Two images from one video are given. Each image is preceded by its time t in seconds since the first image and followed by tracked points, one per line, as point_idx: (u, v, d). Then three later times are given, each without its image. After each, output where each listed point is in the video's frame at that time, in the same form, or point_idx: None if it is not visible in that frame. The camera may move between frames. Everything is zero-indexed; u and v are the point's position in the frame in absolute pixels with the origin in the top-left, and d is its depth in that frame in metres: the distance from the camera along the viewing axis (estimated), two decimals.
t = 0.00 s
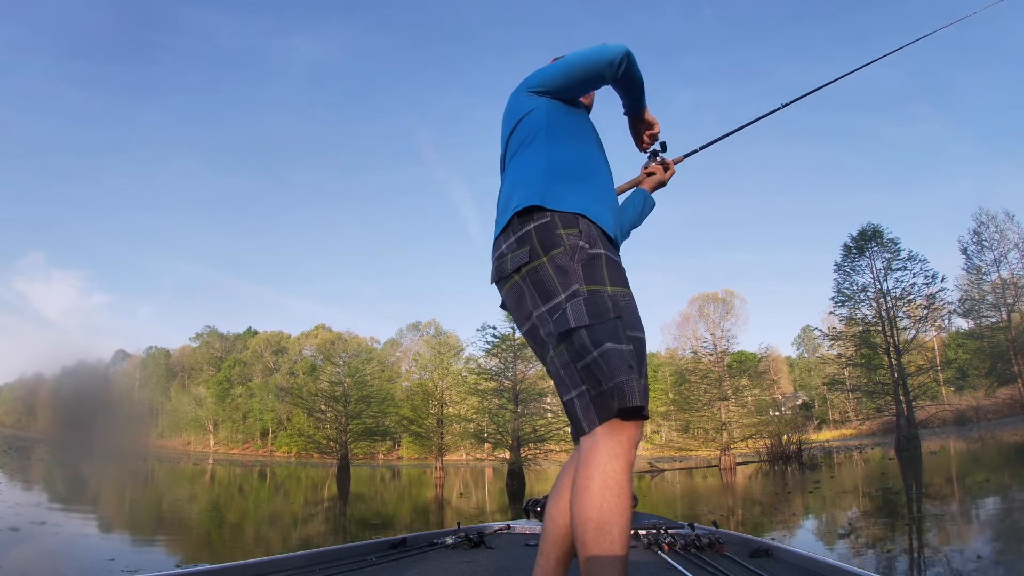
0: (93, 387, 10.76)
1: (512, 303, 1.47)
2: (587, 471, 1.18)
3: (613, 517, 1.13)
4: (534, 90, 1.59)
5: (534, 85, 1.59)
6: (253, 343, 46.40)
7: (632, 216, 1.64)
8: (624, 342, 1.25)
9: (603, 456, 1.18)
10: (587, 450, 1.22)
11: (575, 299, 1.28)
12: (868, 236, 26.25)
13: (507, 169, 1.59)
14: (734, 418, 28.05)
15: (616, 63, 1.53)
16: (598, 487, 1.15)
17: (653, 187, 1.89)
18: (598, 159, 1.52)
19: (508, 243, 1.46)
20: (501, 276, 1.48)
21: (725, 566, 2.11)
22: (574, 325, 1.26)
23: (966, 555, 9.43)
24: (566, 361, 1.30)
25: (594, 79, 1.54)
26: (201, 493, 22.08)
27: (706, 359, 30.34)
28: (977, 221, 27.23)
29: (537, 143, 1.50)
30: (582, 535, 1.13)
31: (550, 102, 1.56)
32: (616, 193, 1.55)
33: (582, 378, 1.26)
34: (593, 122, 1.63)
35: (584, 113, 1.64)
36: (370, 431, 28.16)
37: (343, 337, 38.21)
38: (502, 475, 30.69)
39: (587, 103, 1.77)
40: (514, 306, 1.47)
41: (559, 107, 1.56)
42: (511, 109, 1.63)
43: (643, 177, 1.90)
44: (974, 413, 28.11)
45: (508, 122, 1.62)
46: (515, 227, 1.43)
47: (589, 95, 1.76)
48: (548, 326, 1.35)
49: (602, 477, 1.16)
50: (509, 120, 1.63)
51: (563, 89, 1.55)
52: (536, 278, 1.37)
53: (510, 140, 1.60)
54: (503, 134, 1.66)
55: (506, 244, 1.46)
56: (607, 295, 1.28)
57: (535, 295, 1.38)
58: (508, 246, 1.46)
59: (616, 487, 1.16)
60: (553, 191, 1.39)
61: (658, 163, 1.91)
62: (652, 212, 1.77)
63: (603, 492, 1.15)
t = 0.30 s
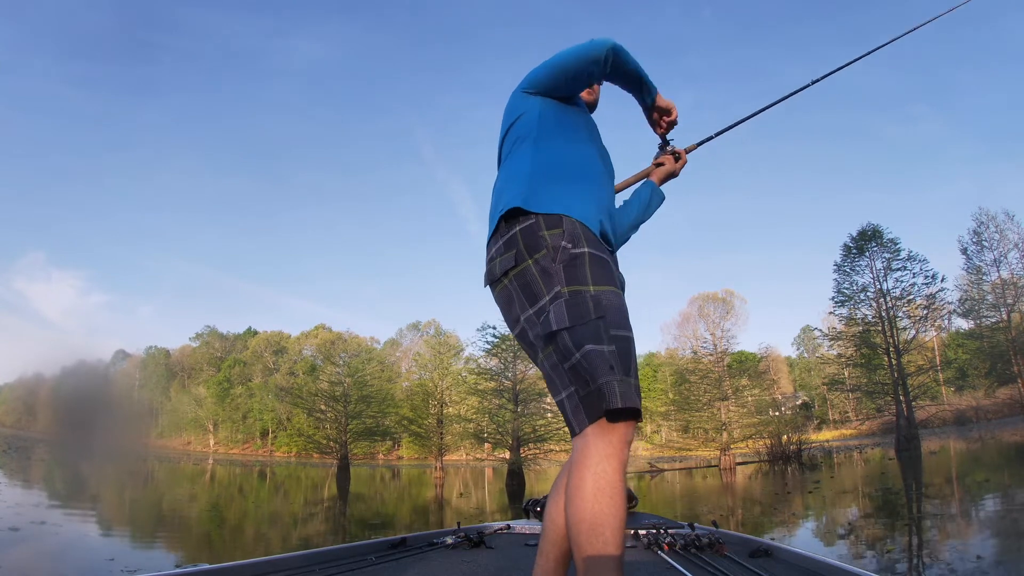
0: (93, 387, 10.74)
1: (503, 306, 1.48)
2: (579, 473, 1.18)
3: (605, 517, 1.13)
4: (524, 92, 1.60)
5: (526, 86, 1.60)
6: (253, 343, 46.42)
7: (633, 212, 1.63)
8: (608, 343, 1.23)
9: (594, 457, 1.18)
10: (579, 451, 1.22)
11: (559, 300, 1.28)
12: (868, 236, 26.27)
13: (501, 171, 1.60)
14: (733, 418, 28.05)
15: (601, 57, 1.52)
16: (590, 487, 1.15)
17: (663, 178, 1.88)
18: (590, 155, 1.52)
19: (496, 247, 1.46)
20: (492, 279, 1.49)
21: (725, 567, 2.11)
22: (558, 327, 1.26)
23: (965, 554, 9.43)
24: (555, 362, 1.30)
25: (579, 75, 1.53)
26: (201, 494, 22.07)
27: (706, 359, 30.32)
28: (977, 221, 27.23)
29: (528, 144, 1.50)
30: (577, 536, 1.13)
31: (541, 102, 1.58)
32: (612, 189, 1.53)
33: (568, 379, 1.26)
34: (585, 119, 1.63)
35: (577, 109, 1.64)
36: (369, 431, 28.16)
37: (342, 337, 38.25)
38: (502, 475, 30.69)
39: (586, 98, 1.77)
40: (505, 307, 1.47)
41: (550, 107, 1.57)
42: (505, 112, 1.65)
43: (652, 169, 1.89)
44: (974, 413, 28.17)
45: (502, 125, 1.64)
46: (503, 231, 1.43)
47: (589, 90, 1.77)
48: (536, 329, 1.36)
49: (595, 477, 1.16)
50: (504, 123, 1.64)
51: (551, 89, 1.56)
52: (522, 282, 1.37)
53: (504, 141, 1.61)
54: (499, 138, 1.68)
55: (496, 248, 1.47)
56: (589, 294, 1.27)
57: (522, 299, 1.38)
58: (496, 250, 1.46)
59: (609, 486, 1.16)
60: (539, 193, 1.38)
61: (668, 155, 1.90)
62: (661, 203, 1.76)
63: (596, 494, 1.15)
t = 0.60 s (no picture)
0: (93, 387, 10.73)
1: (503, 307, 1.49)
2: (576, 473, 1.18)
3: (600, 516, 1.13)
4: (519, 94, 1.61)
5: (519, 87, 1.61)
6: (252, 343, 46.46)
7: (638, 207, 1.61)
8: (596, 341, 1.23)
9: (591, 457, 1.18)
10: (576, 453, 1.22)
11: (549, 299, 1.28)
12: (867, 236, 26.27)
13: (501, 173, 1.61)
14: (733, 418, 28.06)
15: (583, 55, 1.51)
16: (586, 488, 1.15)
17: (667, 170, 1.87)
18: (589, 151, 1.51)
19: (495, 248, 1.47)
20: (493, 281, 1.51)
21: (725, 566, 2.11)
22: (548, 326, 1.26)
23: (965, 555, 9.42)
24: (550, 362, 1.30)
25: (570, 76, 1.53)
26: (201, 494, 22.06)
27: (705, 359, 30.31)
28: (976, 221, 27.23)
29: (524, 146, 1.51)
30: (573, 537, 1.13)
31: (537, 104, 1.58)
32: (612, 185, 1.52)
33: (560, 379, 1.26)
34: (582, 116, 1.63)
35: (576, 107, 1.65)
36: (369, 431, 28.16)
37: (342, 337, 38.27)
38: (501, 475, 30.70)
39: (586, 97, 1.78)
40: (505, 309, 1.48)
41: (544, 107, 1.57)
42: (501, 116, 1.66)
43: (656, 161, 1.89)
44: (974, 413, 28.22)
45: (500, 129, 1.65)
46: (500, 233, 1.44)
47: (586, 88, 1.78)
48: (532, 328, 1.36)
49: (591, 478, 1.16)
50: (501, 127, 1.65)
51: (543, 89, 1.56)
52: (517, 283, 1.38)
53: (502, 142, 1.62)
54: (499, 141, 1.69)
55: (495, 249, 1.48)
56: (579, 292, 1.26)
57: (518, 299, 1.39)
58: (494, 251, 1.47)
59: (606, 488, 1.15)
60: (532, 193, 1.38)
61: (670, 145, 1.89)
62: (667, 196, 1.74)
63: (593, 495, 1.15)
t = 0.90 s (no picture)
0: (93, 388, 10.73)
1: (516, 306, 1.48)
2: (587, 469, 1.18)
3: (611, 514, 1.13)
4: (519, 95, 1.61)
5: (519, 88, 1.60)
6: (252, 343, 46.49)
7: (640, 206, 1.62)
8: (622, 337, 1.24)
9: (602, 456, 1.18)
10: (586, 451, 1.23)
11: (570, 297, 1.28)
12: (867, 236, 26.28)
13: (505, 175, 1.60)
14: (733, 418, 28.08)
15: (588, 63, 1.51)
16: (596, 488, 1.15)
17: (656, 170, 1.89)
18: (594, 152, 1.52)
19: (508, 247, 1.47)
20: (504, 278, 1.50)
21: (725, 566, 2.11)
22: (570, 323, 1.26)
23: (964, 555, 9.41)
24: (566, 361, 1.31)
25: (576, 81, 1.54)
26: (201, 494, 22.07)
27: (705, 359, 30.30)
28: (976, 221, 27.23)
29: (530, 147, 1.51)
30: (581, 535, 1.13)
31: (540, 106, 1.57)
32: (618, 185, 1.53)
33: (580, 376, 1.26)
34: (583, 117, 1.63)
35: (575, 109, 1.66)
36: (369, 431, 28.17)
37: (341, 337, 38.31)
38: (501, 475, 30.71)
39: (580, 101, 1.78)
40: (517, 306, 1.47)
41: (546, 110, 1.57)
42: (500, 119, 1.65)
43: (646, 160, 1.89)
44: (973, 413, 28.28)
45: (501, 130, 1.63)
46: (514, 231, 1.43)
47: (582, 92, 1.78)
48: (548, 326, 1.36)
49: (601, 477, 1.16)
50: (501, 129, 1.64)
51: (545, 93, 1.56)
52: (535, 281, 1.37)
53: (504, 146, 1.62)
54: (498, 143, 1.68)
55: (508, 248, 1.47)
56: (601, 291, 1.27)
57: (534, 297, 1.38)
58: (508, 249, 1.46)
59: (615, 487, 1.16)
60: (546, 192, 1.38)
61: (659, 145, 1.90)
62: (660, 195, 1.75)
63: (602, 493, 1.15)
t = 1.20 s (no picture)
0: (92, 388, 10.73)
1: (518, 307, 1.48)
2: (589, 470, 1.18)
3: (612, 515, 1.13)
4: (523, 96, 1.60)
5: (522, 89, 1.60)
6: (251, 343, 46.51)
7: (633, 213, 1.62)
8: (628, 339, 1.25)
9: (605, 456, 1.18)
10: (588, 450, 1.23)
11: (577, 298, 1.28)
12: (867, 236, 26.30)
13: (505, 175, 1.59)
14: (732, 418, 28.07)
15: (597, 69, 1.52)
16: (598, 487, 1.15)
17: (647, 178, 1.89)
18: (594, 156, 1.52)
19: (512, 247, 1.46)
20: (507, 279, 1.49)
21: (726, 566, 2.11)
22: (575, 324, 1.27)
23: (963, 555, 9.44)
24: (570, 361, 1.32)
25: (580, 86, 1.54)
26: (200, 494, 22.04)
27: (704, 359, 30.29)
28: (976, 221, 27.21)
29: (531, 148, 1.51)
30: (583, 536, 1.13)
31: (541, 107, 1.57)
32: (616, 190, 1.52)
33: (584, 376, 1.27)
34: (583, 122, 1.62)
35: (576, 114, 1.65)
36: (368, 431, 28.14)
37: (340, 337, 38.32)
38: (501, 475, 30.71)
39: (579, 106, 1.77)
40: (521, 307, 1.47)
41: (548, 111, 1.57)
42: (502, 119, 1.64)
43: (636, 169, 1.89)
44: (972, 413, 28.32)
45: (501, 130, 1.63)
46: (518, 232, 1.43)
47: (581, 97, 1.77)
48: (552, 327, 1.36)
49: (603, 477, 1.16)
50: (501, 128, 1.64)
51: (548, 95, 1.56)
52: (540, 282, 1.37)
53: (505, 145, 1.62)
54: (496, 143, 1.67)
55: (510, 249, 1.47)
56: (607, 292, 1.28)
57: (539, 297, 1.38)
58: (512, 250, 1.46)
59: (617, 485, 1.16)
60: (552, 192, 1.38)
61: (649, 155, 1.92)
62: (650, 204, 1.76)
63: (604, 491, 1.15)
